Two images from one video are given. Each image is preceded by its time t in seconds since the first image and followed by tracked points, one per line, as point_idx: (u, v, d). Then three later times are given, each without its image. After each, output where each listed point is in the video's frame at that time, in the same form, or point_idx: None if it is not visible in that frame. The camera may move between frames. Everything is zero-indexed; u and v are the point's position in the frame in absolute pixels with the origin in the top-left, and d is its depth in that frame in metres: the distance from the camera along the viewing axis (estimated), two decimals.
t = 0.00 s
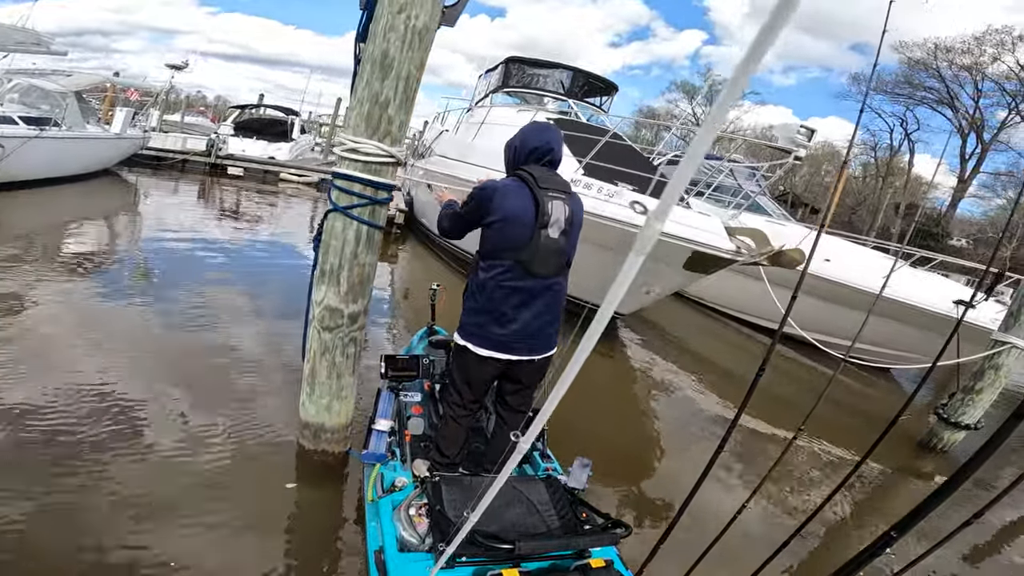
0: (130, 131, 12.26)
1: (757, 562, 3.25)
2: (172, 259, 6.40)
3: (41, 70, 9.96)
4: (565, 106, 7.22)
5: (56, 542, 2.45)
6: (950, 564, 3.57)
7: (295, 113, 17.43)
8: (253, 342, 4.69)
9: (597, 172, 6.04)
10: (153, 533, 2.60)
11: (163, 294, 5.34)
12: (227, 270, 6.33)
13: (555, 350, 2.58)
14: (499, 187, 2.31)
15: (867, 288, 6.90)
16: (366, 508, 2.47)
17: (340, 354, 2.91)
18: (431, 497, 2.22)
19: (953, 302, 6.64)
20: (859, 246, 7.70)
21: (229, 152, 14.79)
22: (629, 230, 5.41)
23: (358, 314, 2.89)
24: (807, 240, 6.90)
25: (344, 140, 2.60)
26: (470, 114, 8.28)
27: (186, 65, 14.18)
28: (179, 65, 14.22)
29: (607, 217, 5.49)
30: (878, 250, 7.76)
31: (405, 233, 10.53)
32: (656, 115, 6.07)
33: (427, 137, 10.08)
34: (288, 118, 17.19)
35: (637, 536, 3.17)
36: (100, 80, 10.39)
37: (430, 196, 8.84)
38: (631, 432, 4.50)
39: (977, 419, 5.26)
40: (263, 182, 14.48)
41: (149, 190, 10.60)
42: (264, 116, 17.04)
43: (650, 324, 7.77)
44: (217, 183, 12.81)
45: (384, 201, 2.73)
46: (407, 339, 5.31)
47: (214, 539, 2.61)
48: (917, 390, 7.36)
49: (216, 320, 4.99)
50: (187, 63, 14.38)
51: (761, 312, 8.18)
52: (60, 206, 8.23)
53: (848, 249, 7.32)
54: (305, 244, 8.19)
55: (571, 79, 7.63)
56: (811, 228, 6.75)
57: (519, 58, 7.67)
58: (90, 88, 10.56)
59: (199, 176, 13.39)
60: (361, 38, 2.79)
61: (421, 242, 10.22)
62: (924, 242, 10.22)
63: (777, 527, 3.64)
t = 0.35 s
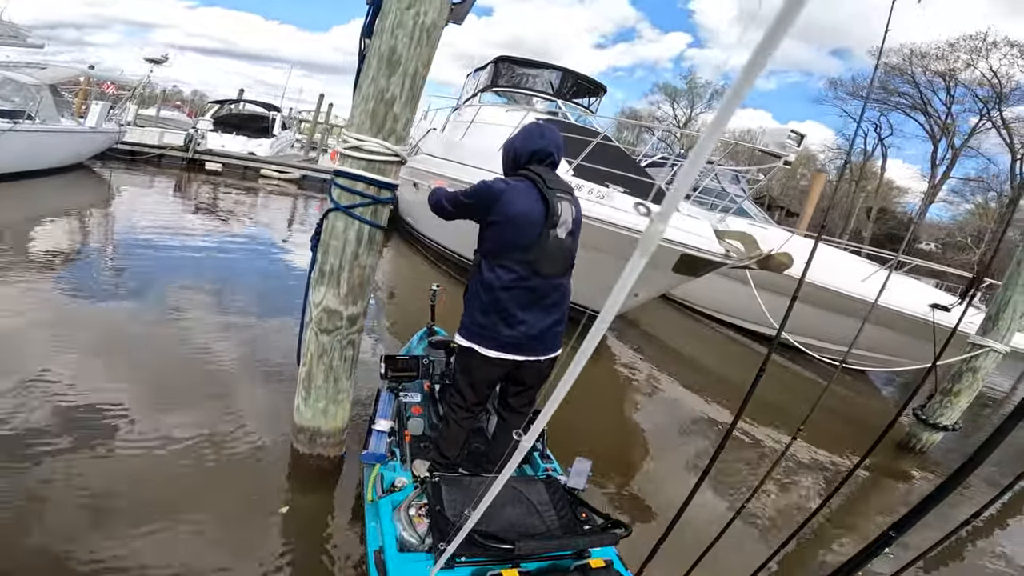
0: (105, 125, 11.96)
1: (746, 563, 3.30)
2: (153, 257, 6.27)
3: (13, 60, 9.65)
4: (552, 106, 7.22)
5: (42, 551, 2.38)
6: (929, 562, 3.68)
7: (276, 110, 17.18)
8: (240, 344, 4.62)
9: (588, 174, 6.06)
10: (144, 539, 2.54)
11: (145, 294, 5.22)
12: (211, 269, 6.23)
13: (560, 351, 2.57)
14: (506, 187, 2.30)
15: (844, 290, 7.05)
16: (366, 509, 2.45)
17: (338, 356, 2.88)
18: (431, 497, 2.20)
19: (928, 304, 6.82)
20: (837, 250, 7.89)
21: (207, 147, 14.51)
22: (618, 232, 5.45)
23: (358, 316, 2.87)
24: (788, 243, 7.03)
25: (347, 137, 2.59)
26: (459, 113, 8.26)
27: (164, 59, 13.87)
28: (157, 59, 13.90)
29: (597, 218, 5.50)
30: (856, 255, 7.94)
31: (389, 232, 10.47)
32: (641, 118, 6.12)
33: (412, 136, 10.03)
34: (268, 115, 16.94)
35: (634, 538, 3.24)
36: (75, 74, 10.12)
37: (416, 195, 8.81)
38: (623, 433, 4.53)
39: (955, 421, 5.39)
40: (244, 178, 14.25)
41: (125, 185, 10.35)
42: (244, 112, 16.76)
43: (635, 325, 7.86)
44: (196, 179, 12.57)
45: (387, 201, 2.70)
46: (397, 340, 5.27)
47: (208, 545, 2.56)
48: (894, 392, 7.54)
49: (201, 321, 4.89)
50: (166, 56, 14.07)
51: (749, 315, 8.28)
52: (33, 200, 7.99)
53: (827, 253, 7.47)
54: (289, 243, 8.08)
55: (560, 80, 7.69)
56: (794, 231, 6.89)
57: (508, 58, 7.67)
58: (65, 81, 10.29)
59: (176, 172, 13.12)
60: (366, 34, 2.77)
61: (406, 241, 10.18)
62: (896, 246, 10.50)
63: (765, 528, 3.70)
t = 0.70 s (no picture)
0: (100, 127, 11.91)
1: (755, 562, 3.30)
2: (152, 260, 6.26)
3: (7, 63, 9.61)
4: (552, 104, 7.23)
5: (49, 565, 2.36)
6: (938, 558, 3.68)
7: (273, 110, 17.13)
8: (242, 348, 4.59)
9: (592, 173, 6.05)
10: (150, 548, 2.53)
11: (145, 298, 5.19)
12: (210, 271, 6.22)
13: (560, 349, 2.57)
14: (500, 188, 2.31)
15: (849, 287, 7.07)
16: (367, 509, 2.47)
17: (348, 365, 2.88)
18: (432, 498, 2.20)
19: (934, 301, 6.81)
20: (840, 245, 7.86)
21: (204, 148, 14.47)
22: (625, 230, 5.44)
23: (367, 325, 2.87)
24: (792, 240, 7.03)
25: (356, 140, 2.58)
26: (458, 111, 8.25)
27: (159, 60, 13.83)
28: (152, 60, 13.85)
29: (603, 218, 5.52)
30: (859, 251, 7.94)
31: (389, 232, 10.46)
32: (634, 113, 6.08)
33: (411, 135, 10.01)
34: (265, 115, 16.89)
35: (638, 536, 3.25)
36: (70, 75, 10.10)
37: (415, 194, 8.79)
38: (626, 432, 4.54)
39: (966, 418, 5.40)
40: (241, 179, 14.21)
41: (122, 188, 10.32)
42: (240, 112, 16.71)
43: (638, 324, 7.88)
44: (193, 180, 12.53)
45: (397, 205, 2.70)
46: (400, 342, 5.25)
47: (216, 557, 2.54)
48: (898, 389, 7.53)
49: (203, 325, 4.86)
50: (161, 57, 14.02)
51: (755, 313, 8.28)
52: (29, 204, 7.97)
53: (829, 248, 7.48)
54: (288, 244, 8.07)
55: (560, 78, 7.66)
56: (796, 227, 6.90)
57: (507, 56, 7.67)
58: (60, 83, 10.25)
59: (173, 173, 13.08)
60: (373, 32, 2.76)
61: (405, 240, 10.17)
62: (896, 240, 10.50)
63: (773, 527, 3.70)
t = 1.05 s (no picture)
0: (89, 126, 11.77)
1: (754, 560, 3.31)
2: (144, 261, 6.21)
3: None
4: (547, 103, 7.23)
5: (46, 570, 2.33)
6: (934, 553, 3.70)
7: (264, 108, 17.00)
8: (236, 349, 4.55)
9: (588, 172, 6.06)
10: (147, 551, 2.51)
11: (138, 299, 5.14)
12: (203, 272, 6.18)
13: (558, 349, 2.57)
14: (499, 188, 2.30)
15: (843, 285, 7.12)
16: (366, 509, 2.45)
17: (348, 369, 2.86)
18: (430, 497, 2.19)
19: (928, 298, 6.87)
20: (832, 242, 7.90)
21: (194, 147, 14.34)
22: (622, 229, 5.45)
23: (367, 328, 2.86)
24: (786, 238, 7.07)
25: (356, 140, 2.56)
26: (452, 110, 8.23)
27: (149, 59, 13.69)
28: (142, 59, 13.71)
29: (600, 216, 5.53)
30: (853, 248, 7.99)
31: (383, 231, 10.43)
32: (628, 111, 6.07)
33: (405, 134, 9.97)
34: (257, 113, 16.76)
35: (637, 536, 3.25)
36: (58, 74, 9.97)
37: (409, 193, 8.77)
38: (623, 431, 4.55)
39: (961, 416, 5.48)
40: (232, 178, 14.11)
41: (111, 188, 10.21)
42: (231, 111, 16.58)
43: (634, 323, 7.91)
44: (183, 180, 12.44)
45: (397, 207, 2.69)
46: (397, 343, 5.23)
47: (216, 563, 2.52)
48: (890, 385, 7.59)
49: (197, 327, 4.83)
50: (150, 56, 13.88)
51: (751, 311, 8.32)
52: (17, 204, 7.87)
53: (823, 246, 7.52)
54: (281, 244, 8.03)
55: (555, 76, 7.64)
56: (790, 225, 6.93)
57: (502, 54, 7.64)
58: (47, 82, 10.11)
59: (163, 173, 12.96)
60: (372, 29, 2.74)
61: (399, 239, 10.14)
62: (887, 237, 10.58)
63: (771, 525, 3.71)
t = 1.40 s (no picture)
0: (80, 118, 11.64)
1: (745, 566, 3.34)
2: (135, 256, 6.14)
3: None
4: (544, 105, 7.24)
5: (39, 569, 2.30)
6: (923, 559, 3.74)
7: (258, 105, 16.89)
8: (230, 347, 4.52)
9: (584, 175, 6.08)
10: (138, 550, 2.49)
11: (130, 295, 5.09)
12: (195, 268, 6.12)
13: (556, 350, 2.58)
14: (497, 188, 2.30)
15: (832, 292, 7.19)
16: (366, 508, 2.44)
17: (346, 367, 2.84)
18: (431, 497, 2.18)
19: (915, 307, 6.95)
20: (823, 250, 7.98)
21: (187, 142, 14.22)
22: (616, 232, 5.49)
23: (366, 326, 2.85)
24: (777, 244, 7.14)
25: (360, 137, 2.55)
26: (449, 110, 8.22)
27: (142, 53, 13.56)
28: (135, 52, 13.58)
29: (594, 219, 5.55)
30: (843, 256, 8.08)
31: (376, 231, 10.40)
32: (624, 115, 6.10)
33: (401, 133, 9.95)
34: (251, 110, 16.65)
35: (632, 540, 3.27)
36: (51, 66, 9.86)
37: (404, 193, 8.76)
38: (617, 435, 4.57)
39: (945, 422, 5.56)
40: (224, 173, 14.00)
41: (102, 181, 10.10)
42: (225, 107, 16.45)
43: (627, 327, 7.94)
44: (175, 175, 12.32)
45: (399, 205, 2.69)
46: (392, 343, 5.21)
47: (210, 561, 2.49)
48: (875, 392, 7.69)
49: (190, 324, 4.79)
50: (144, 50, 13.75)
51: (742, 317, 8.38)
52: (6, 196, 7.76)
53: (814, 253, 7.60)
54: (274, 241, 7.98)
55: (552, 79, 7.61)
56: (782, 232, 7.00)
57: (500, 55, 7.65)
58: (39, 74, 9.99)
59: (154, 167, 12.83)
60: (379, 27, 2.74)
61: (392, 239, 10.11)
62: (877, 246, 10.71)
63: (761, 530, 3.75)
